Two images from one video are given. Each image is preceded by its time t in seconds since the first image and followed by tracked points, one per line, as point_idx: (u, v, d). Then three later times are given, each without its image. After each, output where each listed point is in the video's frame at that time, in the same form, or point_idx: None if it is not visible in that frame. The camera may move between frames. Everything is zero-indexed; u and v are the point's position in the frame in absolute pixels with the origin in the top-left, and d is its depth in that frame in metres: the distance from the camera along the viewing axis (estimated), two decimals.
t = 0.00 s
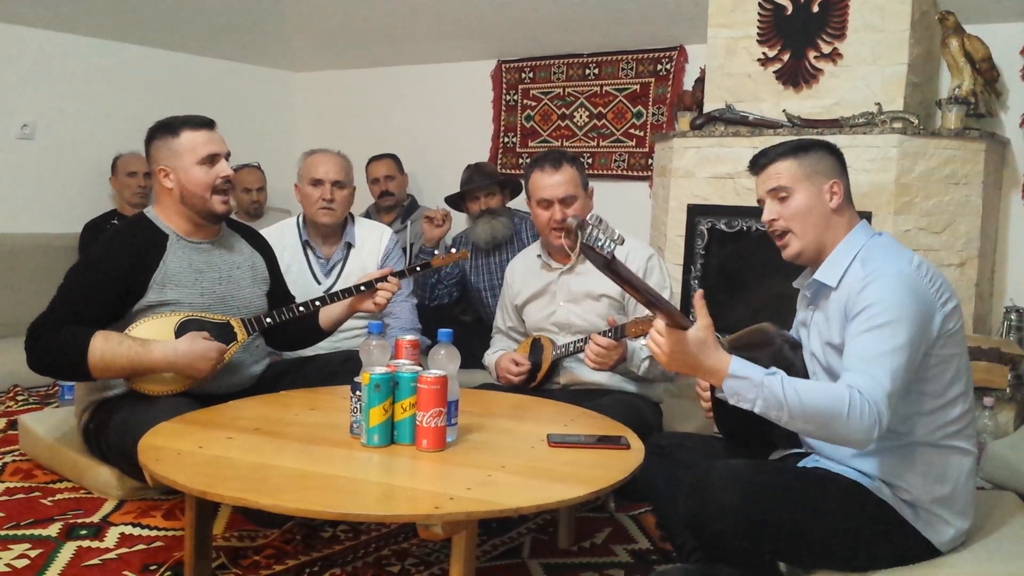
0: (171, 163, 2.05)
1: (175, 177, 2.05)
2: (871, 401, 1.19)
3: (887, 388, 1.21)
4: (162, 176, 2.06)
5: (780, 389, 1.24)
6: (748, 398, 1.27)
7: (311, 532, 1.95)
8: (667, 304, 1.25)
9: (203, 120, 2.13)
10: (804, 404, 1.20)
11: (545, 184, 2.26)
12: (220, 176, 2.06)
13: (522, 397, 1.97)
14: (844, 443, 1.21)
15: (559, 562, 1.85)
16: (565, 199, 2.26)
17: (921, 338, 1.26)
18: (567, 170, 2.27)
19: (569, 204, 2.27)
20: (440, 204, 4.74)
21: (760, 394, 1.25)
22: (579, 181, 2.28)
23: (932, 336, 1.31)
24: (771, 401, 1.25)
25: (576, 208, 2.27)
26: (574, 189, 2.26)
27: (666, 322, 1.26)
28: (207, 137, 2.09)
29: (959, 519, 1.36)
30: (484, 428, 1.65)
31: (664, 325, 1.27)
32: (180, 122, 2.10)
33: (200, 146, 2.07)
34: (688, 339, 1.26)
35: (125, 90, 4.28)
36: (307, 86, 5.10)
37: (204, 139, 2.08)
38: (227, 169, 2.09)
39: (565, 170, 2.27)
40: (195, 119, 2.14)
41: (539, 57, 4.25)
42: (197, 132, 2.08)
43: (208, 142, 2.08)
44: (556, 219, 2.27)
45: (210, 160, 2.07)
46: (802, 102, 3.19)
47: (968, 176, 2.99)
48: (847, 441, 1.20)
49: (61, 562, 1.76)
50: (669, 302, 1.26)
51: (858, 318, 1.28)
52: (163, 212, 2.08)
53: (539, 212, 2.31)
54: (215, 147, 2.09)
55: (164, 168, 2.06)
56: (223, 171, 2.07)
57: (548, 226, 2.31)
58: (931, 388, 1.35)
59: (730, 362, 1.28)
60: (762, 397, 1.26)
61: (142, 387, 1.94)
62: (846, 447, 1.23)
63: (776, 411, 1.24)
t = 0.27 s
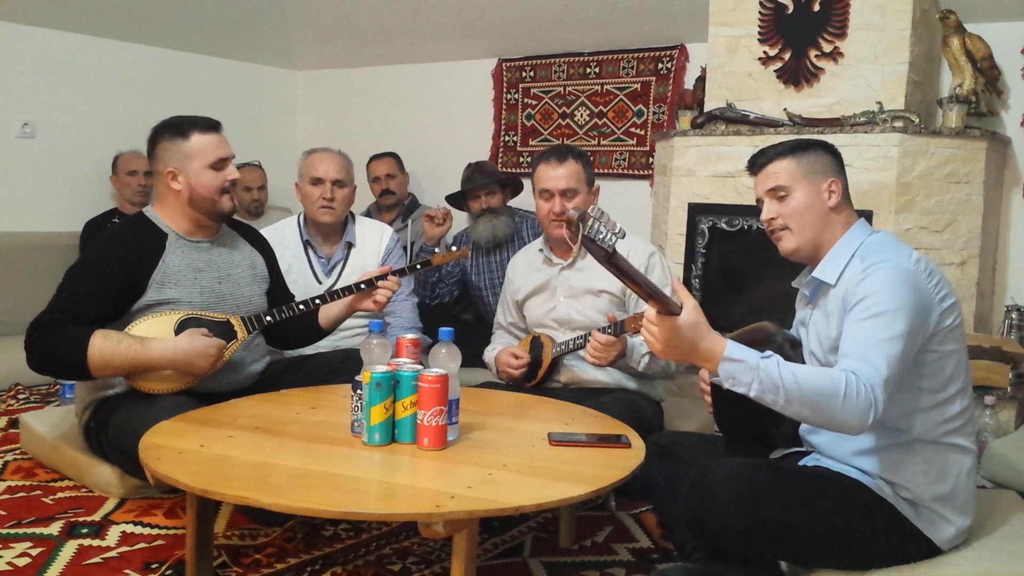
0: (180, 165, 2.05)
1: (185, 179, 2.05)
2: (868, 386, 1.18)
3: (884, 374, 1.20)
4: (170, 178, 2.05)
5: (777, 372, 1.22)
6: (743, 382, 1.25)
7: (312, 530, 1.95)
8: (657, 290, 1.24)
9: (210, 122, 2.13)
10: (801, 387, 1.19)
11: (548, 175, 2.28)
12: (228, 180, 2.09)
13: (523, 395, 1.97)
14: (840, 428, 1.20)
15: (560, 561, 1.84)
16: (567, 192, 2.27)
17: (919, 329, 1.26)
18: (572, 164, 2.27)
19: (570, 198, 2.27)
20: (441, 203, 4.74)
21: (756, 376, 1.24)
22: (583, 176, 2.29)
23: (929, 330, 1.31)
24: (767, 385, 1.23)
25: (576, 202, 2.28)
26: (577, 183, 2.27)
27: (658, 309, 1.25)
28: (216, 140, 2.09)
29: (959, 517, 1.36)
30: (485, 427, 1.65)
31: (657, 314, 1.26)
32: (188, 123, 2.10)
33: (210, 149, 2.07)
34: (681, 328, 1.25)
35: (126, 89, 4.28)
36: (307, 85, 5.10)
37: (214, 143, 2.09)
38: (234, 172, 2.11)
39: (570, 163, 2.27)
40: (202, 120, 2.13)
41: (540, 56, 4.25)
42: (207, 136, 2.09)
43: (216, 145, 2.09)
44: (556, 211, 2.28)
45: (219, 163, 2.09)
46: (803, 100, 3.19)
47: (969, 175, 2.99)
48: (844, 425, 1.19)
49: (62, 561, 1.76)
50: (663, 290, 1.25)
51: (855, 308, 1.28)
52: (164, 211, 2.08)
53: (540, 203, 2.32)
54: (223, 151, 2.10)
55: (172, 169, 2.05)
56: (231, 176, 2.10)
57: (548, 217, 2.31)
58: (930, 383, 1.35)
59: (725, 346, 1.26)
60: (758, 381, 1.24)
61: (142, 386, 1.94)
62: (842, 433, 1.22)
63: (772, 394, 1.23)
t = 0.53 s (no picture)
0: (186, 171, 2.05)
1: (190, 184, 2.04)
2: (870, 388, 1.18)
3: (886, 377, 1.20)
4: (175, 182, 2.05)
5: (780, 372, 1.22)
6: (745, 382, 1.25)
7: (313, 531, 1.95)
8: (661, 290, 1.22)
9: (219, 128, 2.13)
10: (803, 389, 1.19)
11: (551, 172, 2.27)
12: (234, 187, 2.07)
13: (524, 396, 1.97)
14: (842, 431, 1.20)
15: (560, 561, 1.84)
16: (569, 189, 2.26)
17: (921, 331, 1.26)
18: (576, 162, 2.27)
19: (573, 196, 2.27)
20: (442, 204, 4.74)
21: (759, 377, 1.24)
22: (587, 175, 2.29)
23: (930, 332, 1.31)
24: (770, 386, 1.23)
25: (579, 201, 2.28)
26: (581, 182, 2.27)
27: (661, 308, 1.24)
28: (223, 147, 2.09)
29: (961, 518, 1.36)
30: (486, 427, 1.65)
31: (661, 313, 1.26)
32: (196, 129, 2.10)
33: (217, 156, 2.07)
34: (685, 327, 1.24)
35: (127, 90, 4.28)
36: (309, 86, 5.10)
37: (222, 149, 2.09)
38: (241, 179, 2.10)
39: (575, 162, 2.27)
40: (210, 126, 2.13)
41: (541, 56, 4.25)
42: (214, 142, 2.09)
43: (224, 152, 2.09)
44: (557, 208, 2.28)
45: (225, 170, 2.08)
46: (804, 101, 3.19)
47: (971, 175, 2.98)
48: (846, 428, 1.19)
49: (63, 561, 1.76)
50: (666, 290, 1.24)
51: (857, 310, 1.27)
52: (169, 212, 2.08)
53: (543, 199, 2.31)
54: (229, 158, 2.09)
55: (178, 174, 2.05)
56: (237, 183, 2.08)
57: (548, 215, 2.31)
58: (932, 385, 1.35)
59: (729, 344, 1.26)
60: (761, 381, 1.24)
61: (144, 386, 1.94)
62: (844, 435, 1.22)
63: (775, 396, 1.23)
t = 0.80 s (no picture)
0: (182, 176, 2.04)
1: (186, 190, 2.04)
2: (871, 390, 1.18)
3: (887, 379, 1.20)
4: (172, 188, 2.05)
5: (781, 375, 1.22)
6: (747, 385, 1.25)
7: (312, 532, 1.95)
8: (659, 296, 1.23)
9: (216, 133, 2.12)
10: (805, 390, 1.19)
11: (556, 167, 2.28)
12: (231, 193, 2.06)
13: (523, 397, 1.97)
14: (843, 433, 1.20)
15: (560, 563, 1.85)
16: (573, 186, 2.27)
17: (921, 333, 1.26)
18: (579, 161, 2.28)
19: (575, 194, 2.27)
20: (440, 205, 4.74)
21: (760, 379, 1.24)
22: (589, 175, 2.30)
23: (930, 333, 1.31)
24: (771, 389, 1.23)
25: (581, 200, 2.28)
26: (584, 180, 2.28)
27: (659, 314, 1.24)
28: (220, 152, 2.08)
29: (960, 520, 1.36)
30: (485, 429, 1.65)
31: (659, 319, 1.26)
32: (192, 134, 2.08)
33: (213, 162, 2.06)
34: (684, 332, 1.24)
35: (126, 90, 4.28)
36: (307, 87, 5.10)
37: (217, 154, 2.07)
38: (239, 184, 2.09)
39: (577, 161, 2.28)
40: (207, 130, 2.12)
41: (540, 57, 4.25)
42: (210, 148, 2.07)
43: (220, 157, 2.07)
44: (559, 206, 2.28)
45: (222, 175, 2.06)
46: (803, 102, 3.19)
47: (969, 176, 2.99)
48: (848, 430, 1.19)
49: (61, 563, 1.76)
50: (665, 294, 1.24)
51: (857, 312, 1.28)
52: (169, 216, 2.09)
53: (544, 195, 2.31)
54: (226, 164, 2.08)
55: (174, 179, 2.05)
56: (234, 188, 2.07)
57: (550, 211, 2.30)
58: (932, 387, 1.35)
59: (728, 349, 1.26)
60: (762, 384, 1.24)
61: (142, 389, 1.94)
62: (845, 437, 1.22)
63: (777, 399, 1.23)
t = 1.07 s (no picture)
0: (172, 181, 2.05)
1: (177, 194, 2.05)
2: (871, 392, 1.18)
3: (887, 382, 1.20)
4: (165, 194, 2.06)
5: (781, 380, 1.21)
6: (747, 391, 1.24)
7: (312, 535, 1.95)
8: (660, 303, 1.23)
9: (205, 134, 2.12)
10: (806, 394, 1.18)
11: (556, 171, 2.28)
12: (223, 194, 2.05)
13: (523, 400, 1.97)
14: (845, 436, 1.19)
15: (560, 565, 1.84)
16: (572, 189, 2.27)
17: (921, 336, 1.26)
18: (579, 163, 2.28)
19: (575, 196, 2.27)
20: (441, 208, 4.75)
21: (760, 385, 1.23)
22: (589, 178, 2.30)
23: (930, 337, 1.31)
24: (772, 394, 1.22)
25: (581, 202, 2.28)
26: (584, 183, 2.28)
27: (660, 320, 1.25)
28: (209, 153, 2.08)
29: (960, 523, 1.36)
30: (485, 431, 1.65)
31: (660, 325, 1.26)
32: (181, 137, 2.09)
33: (202, 164, 2.06)
34: (684, 339, 1.25)
35: (126, 93, 4.29)
36: (308, 90, 5.11)
37: (206, 156, 2.07)
38: (230, 184, 2.08)
39: (577, 163, 2.28)
40: (197, 133, 2.12)
41: (540, 60, 4.25)
42: (199, 150, 2.07)
43: (210, 159, 2.08)
44: (559, 209, 2.28)
45: (212, 177, 2.06)
46: (802, 105, 3.20)
47: (969, 179, 2.99)
48: (848, 434, 1.18)
49: (62, 565, 1.76)
50: (664, 300, 1.24)
51: (857, 315, 1.28)
52: (167, 221, 2.09)
53: (545, 198, 2.31)
54: (216, 165, 2.08)
55: (166, 184, 2.06)
56: (225, 188, 2.06)
57: (551, 216, 2.31)
58: (932, 391, 1.35)
59: (728, 355, 1.26)
60: (762, 390, 1.23)
61: (144, 391, 1.94)
62: (847, 440, 1.22)
63: (778, 404, 1.22)
